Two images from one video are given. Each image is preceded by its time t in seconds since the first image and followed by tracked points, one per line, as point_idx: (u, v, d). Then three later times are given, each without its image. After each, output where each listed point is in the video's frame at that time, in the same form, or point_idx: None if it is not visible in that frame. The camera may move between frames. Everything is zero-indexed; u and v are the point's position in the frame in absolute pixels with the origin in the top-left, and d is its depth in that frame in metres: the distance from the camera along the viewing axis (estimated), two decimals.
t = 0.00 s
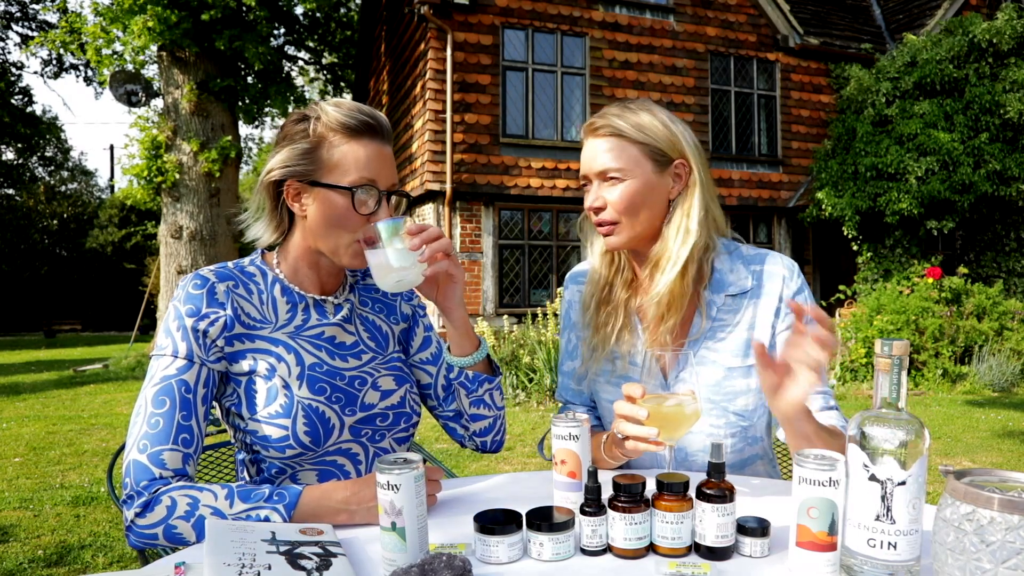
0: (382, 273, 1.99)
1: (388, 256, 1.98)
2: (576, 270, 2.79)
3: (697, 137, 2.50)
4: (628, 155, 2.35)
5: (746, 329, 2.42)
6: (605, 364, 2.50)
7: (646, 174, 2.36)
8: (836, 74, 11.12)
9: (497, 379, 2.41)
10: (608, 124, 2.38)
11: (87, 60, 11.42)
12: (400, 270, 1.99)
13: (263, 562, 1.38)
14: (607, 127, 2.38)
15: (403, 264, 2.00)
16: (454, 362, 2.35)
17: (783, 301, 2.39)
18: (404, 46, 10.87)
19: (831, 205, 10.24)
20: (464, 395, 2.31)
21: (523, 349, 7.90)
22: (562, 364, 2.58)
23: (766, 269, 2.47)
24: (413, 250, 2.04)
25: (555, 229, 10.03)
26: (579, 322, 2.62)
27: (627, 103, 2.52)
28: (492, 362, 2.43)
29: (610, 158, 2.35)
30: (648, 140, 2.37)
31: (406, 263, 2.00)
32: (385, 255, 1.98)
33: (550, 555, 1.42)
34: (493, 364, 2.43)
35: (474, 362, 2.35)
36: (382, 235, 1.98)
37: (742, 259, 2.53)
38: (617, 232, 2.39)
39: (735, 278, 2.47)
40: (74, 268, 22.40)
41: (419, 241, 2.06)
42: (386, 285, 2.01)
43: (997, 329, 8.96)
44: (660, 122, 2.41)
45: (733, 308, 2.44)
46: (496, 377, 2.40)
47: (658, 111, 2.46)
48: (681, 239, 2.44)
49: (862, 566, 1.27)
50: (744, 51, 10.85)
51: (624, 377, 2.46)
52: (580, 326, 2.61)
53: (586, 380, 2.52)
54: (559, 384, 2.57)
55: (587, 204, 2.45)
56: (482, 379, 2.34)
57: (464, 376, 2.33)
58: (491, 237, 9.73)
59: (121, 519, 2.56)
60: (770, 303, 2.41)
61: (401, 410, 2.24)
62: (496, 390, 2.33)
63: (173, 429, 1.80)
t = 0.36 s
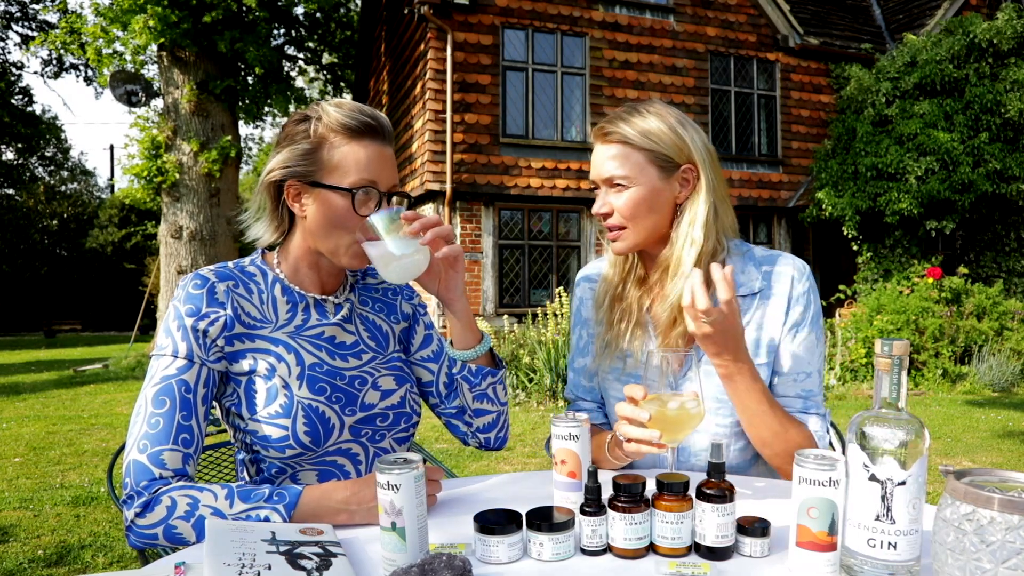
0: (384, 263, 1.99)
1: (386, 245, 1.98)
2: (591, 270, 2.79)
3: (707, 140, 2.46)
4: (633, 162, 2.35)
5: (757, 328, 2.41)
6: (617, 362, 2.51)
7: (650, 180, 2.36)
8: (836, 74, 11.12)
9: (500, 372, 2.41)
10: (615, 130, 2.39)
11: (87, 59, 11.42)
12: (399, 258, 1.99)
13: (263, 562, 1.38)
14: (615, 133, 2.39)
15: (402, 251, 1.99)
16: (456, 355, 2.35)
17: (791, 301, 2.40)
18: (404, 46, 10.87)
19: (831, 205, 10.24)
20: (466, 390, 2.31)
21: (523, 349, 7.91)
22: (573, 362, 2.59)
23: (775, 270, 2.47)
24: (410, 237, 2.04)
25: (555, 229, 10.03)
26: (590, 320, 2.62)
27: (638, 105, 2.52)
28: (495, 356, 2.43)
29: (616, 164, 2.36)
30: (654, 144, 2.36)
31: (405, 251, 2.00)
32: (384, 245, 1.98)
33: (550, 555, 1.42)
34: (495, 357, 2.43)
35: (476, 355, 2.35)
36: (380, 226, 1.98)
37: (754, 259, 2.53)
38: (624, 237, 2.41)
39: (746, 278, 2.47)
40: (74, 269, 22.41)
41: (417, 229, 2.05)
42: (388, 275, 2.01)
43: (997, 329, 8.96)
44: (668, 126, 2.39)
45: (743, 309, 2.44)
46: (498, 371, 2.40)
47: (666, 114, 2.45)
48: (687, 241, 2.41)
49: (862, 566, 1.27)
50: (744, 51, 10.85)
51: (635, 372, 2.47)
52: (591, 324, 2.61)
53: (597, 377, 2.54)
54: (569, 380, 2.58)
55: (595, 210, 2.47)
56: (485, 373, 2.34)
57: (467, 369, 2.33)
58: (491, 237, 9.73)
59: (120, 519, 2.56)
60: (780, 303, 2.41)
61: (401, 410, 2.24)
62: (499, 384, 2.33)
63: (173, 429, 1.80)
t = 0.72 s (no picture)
0: (386, 258, 1.98)
1: (387, 240, 1.97)
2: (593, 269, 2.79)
3: (708, 140, 2.47)
4: (636, 164, 2.34)
5: (756, 326, 2.42)
6: (619, 361, 2.51)
7: (653, 181, 2.35)
8: (836, 74, 11.12)
9: (502, 369, 2.42)
10: (617, 131, 2.39)
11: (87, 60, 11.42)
12: (400, 252, 1.98)
13: (263, 562, 1.38)
14: (617, 134, 2.38)
15: (404, 245, 1.99)
16: (456, 352, 2.37)
17: (789, 299, 2.40)
18: (404, 46, 10.87)
19: (831, 205, 10.24)
20: (467, 387, 2.32)
21: (523, 349, 7.91)
22: (574, 361, 2.59)
23: (775, 268, 2.48)
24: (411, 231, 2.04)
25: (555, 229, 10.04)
26: (592, 320, 2.62)
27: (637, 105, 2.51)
28: (497, 353, 2.45)
29: (618, 166, 2.36)
30: (655, 145, 2.35)
31: (407, 245, 2.00)
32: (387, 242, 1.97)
33: (550, 555, 1.42)
34: (497, 354, 2.44)
35: (478, 351, 2.37)
36: (380, 222, 1.98)
37: (754, 258, 2.53)
38: (626, 238, 2.40)
39: (746, 277, 2.47)
40: (74, 268, 22.41)
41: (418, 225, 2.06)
42: (391, 271, 2.00)
43: (998, 329, 8.96)
44: (669, 127, 2.39)
45: (743, 307, 2.45)
46: (500, 368, 2.41)
47: (667, 115, 2.45)
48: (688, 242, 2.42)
49: (862, 566, 1.27)
50: (744, 51, 10.85)
51: (636, 372, 2.47)
52: (592, 323, 2.61)
53: (598, 376, 2.54)
54: (570, 380, 2.58)
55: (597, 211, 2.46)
56: (487, 371, 2.35)
57: (468, 368, 2.33)
58: (491, 237, 9.72)
59: (120, 520, 2.56)
60: (779, 301, 2.42)
61: (402, 410, 2.24)
62: (500, 381, 2.34)
63: (173, 429, 1.80)
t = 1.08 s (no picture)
0: (389, 263, 1.99)
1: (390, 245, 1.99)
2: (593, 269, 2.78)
3: (706, 140, 2.47)
4: (636, 163, 2.34)
5: (753, 325, 2.43)
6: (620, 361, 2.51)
7: (652, 181, 2.35)
8: (836, 74, 11.12)
9: (502, 373, 2.44)
10: (614, 131, 2.38)
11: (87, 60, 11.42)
12: (403, 257, 2.00)
13: (263, 562, 1.38)
14: (617, 133, 2.38)
15: (407, 251, 2.00)
16: (458, 357, 2.36)
17: (786, 296, 2.41)
18: (404, 47, 10.87)
19: (831, 205, 10.24)
20: (467, 391, 2.31)
21: (523, 349, 7.92)
22: (573, 361, 2.58)
23: (772, 267, 2.48)
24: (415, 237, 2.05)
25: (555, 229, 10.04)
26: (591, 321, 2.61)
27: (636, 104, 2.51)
28: (497, 358, 2.45)
29: (616, 167, 2.35)
30: (654, 146, 2.35)
31: (410, 250, 2.01)
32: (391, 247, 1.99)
33: (550, 555, 1.42)
34: (497, 359, 2.44)
35: (478, 356, 2.36)
36: (385, 226, 1.99)
37: (751, 257, 2.54)
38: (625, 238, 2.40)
39: (744, 276, 2.47)
40: (74, 269, 22.40)
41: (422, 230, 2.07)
42: (393, 276, 2.02)
43: (998, 329, 8.96)
44: (667, 127, 2.39)
45: (742, 306, 2.45)
46: (500, 372, 2.41)
47: (664, 115, 2.45)
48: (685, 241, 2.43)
49: (862, 566, 1.27)
50: (744, 51, 10.85)
51: (635, 373, 2.47)
52: (591, 323, 2.61)
53: (598, 376, 2.54)
54: (569, 380, 2.58)
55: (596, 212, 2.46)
56: (486, 374, 2.34)
57: (468, 371, 2.33)
58: (491, 237, 9.72)
59: (120, 521, 2.56)
60: (776, 299, 2.42)
61: (402, 411, 2.24)
62: (500, 385, 2.34)
63: (173, 430, 1.80)
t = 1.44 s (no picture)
0: (396, 275, 2.04)
1: (399, 256, 2.02)
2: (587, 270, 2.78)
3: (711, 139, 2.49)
4: (651, 158, 2.33)
5: (754, 322, 2.43)
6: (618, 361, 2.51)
7: (666, 177, 2.34)
8: (836, 74, 11.12)
9: (500, 389, 2.37)
10: (627, 124, 2.36)
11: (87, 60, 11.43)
12: (412, 271, 2.03)
13: (263, 562, 1.38)
14: (629, 128, 2.36)
15: (417, 266, 2.03)
16: (457, 369, 2.31)
17: (786, 294, 2.41)
18: (404, 47, 10.87)
19: (831, 205, 10.24)
20: (463, 402, 2.29)
21: (523, 349, 7.92)
22: (568, 361, 2.58)
23: (772, 265, 2.48)
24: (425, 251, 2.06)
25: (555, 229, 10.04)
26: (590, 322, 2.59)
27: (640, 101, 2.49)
28: (496, 372, 2.39)
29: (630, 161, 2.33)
30: (671, 144, 2.35)
31: (420, 264, 2.04)
32: (402, 258, 2.02)
33: (550, 555, 1.42)
34: (496, 373, 2.39)
35: (476, 370, 2.31)
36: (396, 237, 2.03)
37: (751, 255, 2.54)
38: (637, 232, 2.37)
39: (744, 275, 2.47)
40: (75, 269, 22.40)
41: (435, 247, 2.07)
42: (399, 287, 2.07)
43: (997, 329, 8.96)
44: (678, 123, 2.40)
45: (741, 304, 2.45)
46: (498, 387, 2.36)
47: (670, 112, 2.45)
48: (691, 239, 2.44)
49: (861, 566, 1.27)
50: (744, 51, 10.85)
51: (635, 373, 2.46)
52: (590, 325, 2.59)
53: (592, 376, 2.55)
54: (564, 377, 2.57)
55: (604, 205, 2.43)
56: (484, 387, 2.31)
57: (464, 384, 2.30)
58: (491, 237, 9.72)
59: (120, 521, 2.56)
60: (776, 298, 2.42)
61: (403, 412, 2.24)
62: (497, 399, 2.31)
63: (173, 429, 1.80)
